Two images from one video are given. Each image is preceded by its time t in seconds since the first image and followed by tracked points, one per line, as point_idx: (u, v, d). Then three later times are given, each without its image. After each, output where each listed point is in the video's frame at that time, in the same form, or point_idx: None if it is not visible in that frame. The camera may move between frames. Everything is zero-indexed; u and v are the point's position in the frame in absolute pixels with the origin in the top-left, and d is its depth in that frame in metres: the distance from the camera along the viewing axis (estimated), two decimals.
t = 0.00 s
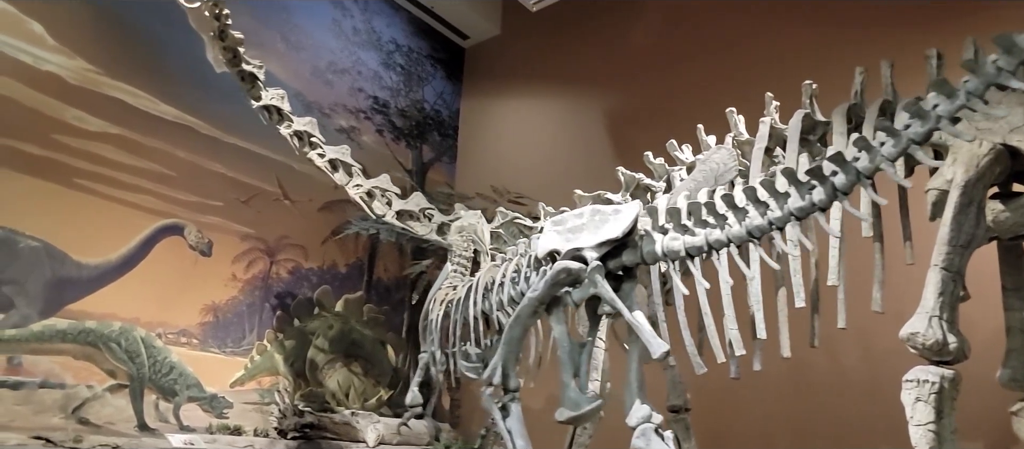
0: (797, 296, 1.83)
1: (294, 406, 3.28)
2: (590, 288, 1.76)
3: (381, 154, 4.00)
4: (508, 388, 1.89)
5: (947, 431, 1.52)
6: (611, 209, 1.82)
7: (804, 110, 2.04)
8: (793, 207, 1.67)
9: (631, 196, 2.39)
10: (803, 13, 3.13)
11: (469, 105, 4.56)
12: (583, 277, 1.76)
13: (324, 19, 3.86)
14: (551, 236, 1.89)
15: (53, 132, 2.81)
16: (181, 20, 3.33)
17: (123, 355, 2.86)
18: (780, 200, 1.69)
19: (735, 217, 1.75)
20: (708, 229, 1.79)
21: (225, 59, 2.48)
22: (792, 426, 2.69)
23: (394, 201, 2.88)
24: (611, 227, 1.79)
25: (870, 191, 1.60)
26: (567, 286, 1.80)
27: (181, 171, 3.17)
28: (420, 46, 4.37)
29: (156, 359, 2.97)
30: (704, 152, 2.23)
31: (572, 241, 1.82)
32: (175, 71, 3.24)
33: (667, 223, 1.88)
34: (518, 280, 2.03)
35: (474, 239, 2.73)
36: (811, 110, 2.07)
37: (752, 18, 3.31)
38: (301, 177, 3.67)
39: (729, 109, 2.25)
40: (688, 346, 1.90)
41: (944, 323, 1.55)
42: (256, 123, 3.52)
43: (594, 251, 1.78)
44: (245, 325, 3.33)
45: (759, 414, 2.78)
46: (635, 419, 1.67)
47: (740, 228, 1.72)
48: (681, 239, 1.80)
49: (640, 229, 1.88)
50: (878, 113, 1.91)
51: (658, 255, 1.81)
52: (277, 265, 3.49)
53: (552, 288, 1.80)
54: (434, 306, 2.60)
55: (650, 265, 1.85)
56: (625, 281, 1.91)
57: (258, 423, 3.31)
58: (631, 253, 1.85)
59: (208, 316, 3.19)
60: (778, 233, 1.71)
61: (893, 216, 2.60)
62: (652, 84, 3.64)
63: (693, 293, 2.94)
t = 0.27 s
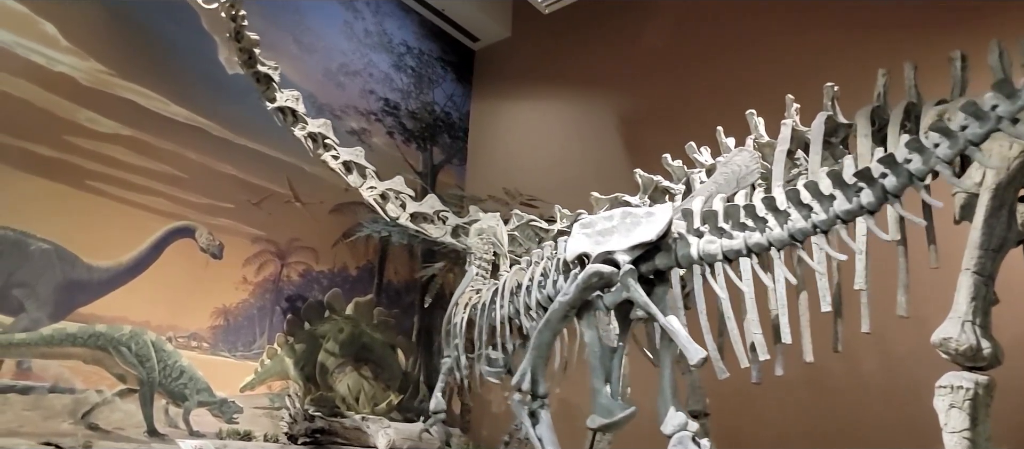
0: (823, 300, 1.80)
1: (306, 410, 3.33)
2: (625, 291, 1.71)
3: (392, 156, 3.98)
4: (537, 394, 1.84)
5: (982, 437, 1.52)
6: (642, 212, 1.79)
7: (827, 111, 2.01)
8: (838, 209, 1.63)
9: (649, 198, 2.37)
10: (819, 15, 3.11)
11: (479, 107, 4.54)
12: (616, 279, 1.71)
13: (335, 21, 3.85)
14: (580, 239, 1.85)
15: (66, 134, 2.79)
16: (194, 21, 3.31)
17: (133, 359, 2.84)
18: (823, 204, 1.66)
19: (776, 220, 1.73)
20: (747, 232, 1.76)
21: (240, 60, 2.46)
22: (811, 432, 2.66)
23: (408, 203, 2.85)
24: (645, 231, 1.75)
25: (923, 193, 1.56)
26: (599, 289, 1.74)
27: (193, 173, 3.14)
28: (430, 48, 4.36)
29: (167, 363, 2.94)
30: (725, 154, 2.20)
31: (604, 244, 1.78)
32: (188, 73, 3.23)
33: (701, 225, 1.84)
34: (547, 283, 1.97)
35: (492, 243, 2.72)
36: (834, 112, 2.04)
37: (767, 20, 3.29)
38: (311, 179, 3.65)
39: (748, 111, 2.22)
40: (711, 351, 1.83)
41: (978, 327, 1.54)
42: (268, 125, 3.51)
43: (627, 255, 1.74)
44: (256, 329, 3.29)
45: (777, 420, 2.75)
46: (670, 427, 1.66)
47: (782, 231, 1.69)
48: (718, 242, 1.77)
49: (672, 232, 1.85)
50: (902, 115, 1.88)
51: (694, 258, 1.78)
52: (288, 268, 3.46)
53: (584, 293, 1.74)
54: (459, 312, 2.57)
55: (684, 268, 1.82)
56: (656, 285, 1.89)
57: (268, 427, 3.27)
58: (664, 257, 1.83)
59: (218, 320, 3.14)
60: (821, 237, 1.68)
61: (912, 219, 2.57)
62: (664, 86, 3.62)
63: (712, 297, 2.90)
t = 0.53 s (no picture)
0: (846, 319, 1.77)
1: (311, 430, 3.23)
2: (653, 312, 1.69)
3: (400, 172, 3.97)
4: (563, 416, 1.81)
5: None
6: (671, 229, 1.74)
7: (845, 128, 1.99)
8: (881, 227, 1.59)
9: (664, 215, 2.35)
10: (831, 34, 3.13)
11: (486, 123, 4.54)
12: (646, 298, 1.68)
13: (345, 37, 3.85)
14: (605, 256, 1.82)
15: (75, 149, 2.76)
16: (205, 36, 3.31)
17: (138, 377, 2.80)
18: (865, 221, 1.61)
19: (813, 237, 1.68)
20: (783, 249, 1.71)
21: (252, 75, 2.46)
22: None
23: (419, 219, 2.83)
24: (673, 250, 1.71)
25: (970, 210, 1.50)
26: (628, 308, 1.71)
27: (201, 188, 3.12)
28: (438, 65, 4.37)
29: (172, 382, 2.90)
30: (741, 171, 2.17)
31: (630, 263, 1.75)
32: (198, 87, 3.21)
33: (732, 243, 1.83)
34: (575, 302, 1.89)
35: (511, 260, 2.67)
36: (851, 129, 2.01)
37: (777, 38, 3.31)
38: (319, 194, 3.63)
39: (764, 127, 2.20)
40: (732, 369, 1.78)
41: (1007, 347, 1.50)
42: (277, 141, 3.49)
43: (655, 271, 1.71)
44: (263, 346, 3.24)
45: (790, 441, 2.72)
46: None
47: (822, 249, 1.64)
48: (751, 259, 1.75)
49: (704, 248, 1.84)
50: (922, 132, 1.85)
51: (727, 275, 1.77)
52: (295, 284, 3.43)
53: (613, 312, 1.69)
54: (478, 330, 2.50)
55: (715, 286, 1.82)
56: (685, 304, 1.89)
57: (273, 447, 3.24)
58: (693, 274, 1.83)
59: (225, 337, 3.10)
60: (862, 254, 1.63)
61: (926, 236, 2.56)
62: (673, 103, 3.63)
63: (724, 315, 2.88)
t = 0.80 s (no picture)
0: (864, 335, 1.75)
1: None
2: (681, 328, 1.59)
3: (403, 187, 3.95)
4: (587, 433, 1.70)
5: None
6: (698, 244, 1.66)
7: (859, 144, 1.99)
8: (920, 241, 1.57)
9: (675, 230, 2.35)
10: (838, 52, 3.14)
11: (489, 138, 4.54)
12: (672, 314, 1.60)
13: (350, 51, 3.86)
14: (630, 271, 1.74)
15: (81, 162, 2.73)
16: (211, 50, 3.30)
17: (139, 394, 2.76)
18: (903, 235, 1.60)
19: (847, 252, 1.64)
20: (815, 264, 1.67)
21: (262, 88, 2.45)
22: None
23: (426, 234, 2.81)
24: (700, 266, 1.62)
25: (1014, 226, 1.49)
26: (655, 323, 1.61)
27: (206, 202, 3.09)
28: (442, 80, 4.37)
29: (174, 398, 2.86)
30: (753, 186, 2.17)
31: (655, 278, 1.67)
32: (204, 101, 3.20)
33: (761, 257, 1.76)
34: (602, 314, 1.82)
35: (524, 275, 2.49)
36: (864, 146, 2.01)
37: (782, 56, 3.33)
38: (322, 208, 3.61)
39: (775, 144, 2.20)
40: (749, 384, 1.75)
41: None
42: (282, 154, 3.48)
43: (681, 286, 1.62)
44: (265, 362, 3.20)
45: None
46: None
47: (857, 263, 1.61)
48: (783, 273, 1.68)
49: (732, 263, 1.75)
50: (937, 149, 1.85)
51: (756, 290, 1.69)
52: (298, 299, 3.39)
53: (638, 329, 1.59)
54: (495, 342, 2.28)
55: (743, 301, 1.73)
56: (710, 319, 1.80)
57: None
58: (721, 289, 1.73)
59: (227, 353, 3.06)
60: (900, 269, 1.60)
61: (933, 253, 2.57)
62: (677, 119, 3.64)
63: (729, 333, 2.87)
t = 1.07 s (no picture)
0: (868, 348, 1.74)
1: None
2: (694, 340, 1.46)
3: (396, 197, 3.91)
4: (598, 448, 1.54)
5: None
6: (712, 253, 1.53)
7: (861, 157, 1.99)
8: (945, 252, 1.49)
9: (676, 241, 2.33)
10: (833, 66, 3.17)
11: (482, 148, 4.52)
12: (686, 324, 1.47)
13: (344, 59, 3.83)
14: (640, 282, 1.63)
15: (70, 168, 2.67)
16: (205, 56, 3.26)
17: (127, 405, 2.69)
18: (927, 247, 1.52)
19: (868, 263, 1.55)
20: (835, 275, 1.56)
21: (258, 94, 2.42)
22: None
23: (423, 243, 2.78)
24: (717, 277, 1.49)
25: None
26: (666, 335, 1.48)
27: (197, 209, 3.04)
28: (436, 89, 4.35)
29: (162, 410, 2.79)
30: (755, 198, 2.16)
31: (666, 290, 1.55)
32: (196, 107, 3.15)
33: (777, 267, 1.63)
34: (612, 325, 1.76)
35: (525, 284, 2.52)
36: (867, 158, 2.01)
37: (777, 69, 3.35)
38: (314, 217, 3.56)
39: (777, 156, 2.20)
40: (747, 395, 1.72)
41: None
42: (275, 161, 3.43)
43: (695, 298, 1.50)
44: (255, 373, 3.14)
45: None
46: None
47: (880, 274, 1.52)
48: (801, 285, 1.56)
49: (747, 273, 1.59)
50: (940, 162, 1.86)
51: (774, 302, 1.54)
52: (289, 309, 3.34)
53: (653, 339, 1.47)
54: (501, 353, 2.26)
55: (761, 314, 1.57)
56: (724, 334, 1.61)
57: None
58: (737, 301, 1.55)
59: (217, 363, 3.00)
60: (923, 281, 1.53)
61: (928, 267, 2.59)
62: (671, 131, 3.64)
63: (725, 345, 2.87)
